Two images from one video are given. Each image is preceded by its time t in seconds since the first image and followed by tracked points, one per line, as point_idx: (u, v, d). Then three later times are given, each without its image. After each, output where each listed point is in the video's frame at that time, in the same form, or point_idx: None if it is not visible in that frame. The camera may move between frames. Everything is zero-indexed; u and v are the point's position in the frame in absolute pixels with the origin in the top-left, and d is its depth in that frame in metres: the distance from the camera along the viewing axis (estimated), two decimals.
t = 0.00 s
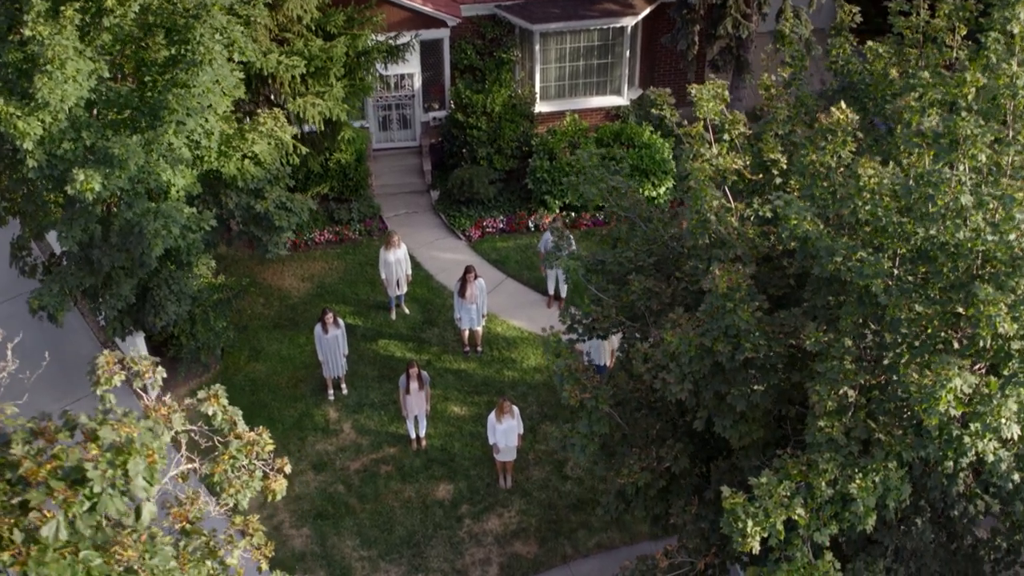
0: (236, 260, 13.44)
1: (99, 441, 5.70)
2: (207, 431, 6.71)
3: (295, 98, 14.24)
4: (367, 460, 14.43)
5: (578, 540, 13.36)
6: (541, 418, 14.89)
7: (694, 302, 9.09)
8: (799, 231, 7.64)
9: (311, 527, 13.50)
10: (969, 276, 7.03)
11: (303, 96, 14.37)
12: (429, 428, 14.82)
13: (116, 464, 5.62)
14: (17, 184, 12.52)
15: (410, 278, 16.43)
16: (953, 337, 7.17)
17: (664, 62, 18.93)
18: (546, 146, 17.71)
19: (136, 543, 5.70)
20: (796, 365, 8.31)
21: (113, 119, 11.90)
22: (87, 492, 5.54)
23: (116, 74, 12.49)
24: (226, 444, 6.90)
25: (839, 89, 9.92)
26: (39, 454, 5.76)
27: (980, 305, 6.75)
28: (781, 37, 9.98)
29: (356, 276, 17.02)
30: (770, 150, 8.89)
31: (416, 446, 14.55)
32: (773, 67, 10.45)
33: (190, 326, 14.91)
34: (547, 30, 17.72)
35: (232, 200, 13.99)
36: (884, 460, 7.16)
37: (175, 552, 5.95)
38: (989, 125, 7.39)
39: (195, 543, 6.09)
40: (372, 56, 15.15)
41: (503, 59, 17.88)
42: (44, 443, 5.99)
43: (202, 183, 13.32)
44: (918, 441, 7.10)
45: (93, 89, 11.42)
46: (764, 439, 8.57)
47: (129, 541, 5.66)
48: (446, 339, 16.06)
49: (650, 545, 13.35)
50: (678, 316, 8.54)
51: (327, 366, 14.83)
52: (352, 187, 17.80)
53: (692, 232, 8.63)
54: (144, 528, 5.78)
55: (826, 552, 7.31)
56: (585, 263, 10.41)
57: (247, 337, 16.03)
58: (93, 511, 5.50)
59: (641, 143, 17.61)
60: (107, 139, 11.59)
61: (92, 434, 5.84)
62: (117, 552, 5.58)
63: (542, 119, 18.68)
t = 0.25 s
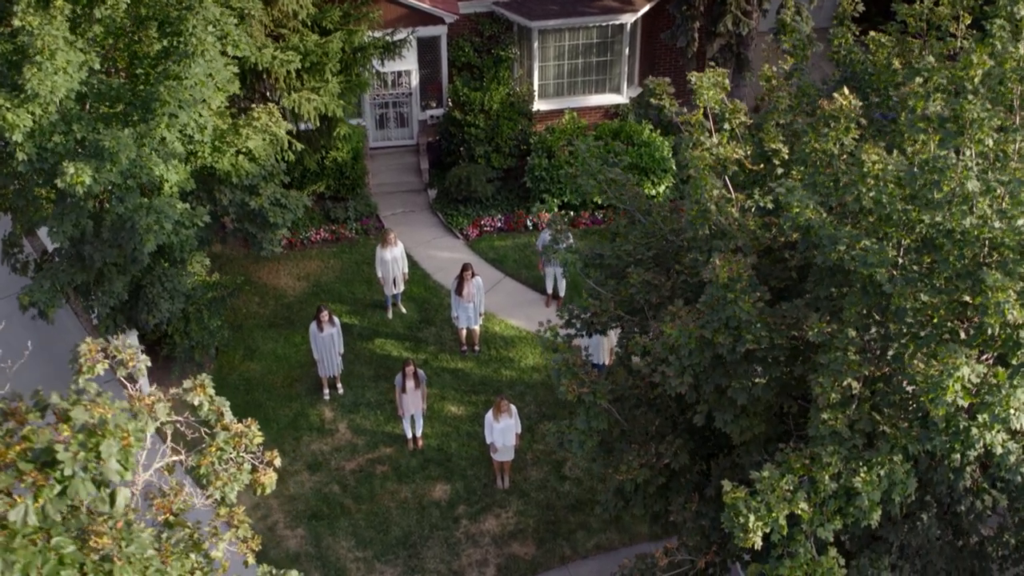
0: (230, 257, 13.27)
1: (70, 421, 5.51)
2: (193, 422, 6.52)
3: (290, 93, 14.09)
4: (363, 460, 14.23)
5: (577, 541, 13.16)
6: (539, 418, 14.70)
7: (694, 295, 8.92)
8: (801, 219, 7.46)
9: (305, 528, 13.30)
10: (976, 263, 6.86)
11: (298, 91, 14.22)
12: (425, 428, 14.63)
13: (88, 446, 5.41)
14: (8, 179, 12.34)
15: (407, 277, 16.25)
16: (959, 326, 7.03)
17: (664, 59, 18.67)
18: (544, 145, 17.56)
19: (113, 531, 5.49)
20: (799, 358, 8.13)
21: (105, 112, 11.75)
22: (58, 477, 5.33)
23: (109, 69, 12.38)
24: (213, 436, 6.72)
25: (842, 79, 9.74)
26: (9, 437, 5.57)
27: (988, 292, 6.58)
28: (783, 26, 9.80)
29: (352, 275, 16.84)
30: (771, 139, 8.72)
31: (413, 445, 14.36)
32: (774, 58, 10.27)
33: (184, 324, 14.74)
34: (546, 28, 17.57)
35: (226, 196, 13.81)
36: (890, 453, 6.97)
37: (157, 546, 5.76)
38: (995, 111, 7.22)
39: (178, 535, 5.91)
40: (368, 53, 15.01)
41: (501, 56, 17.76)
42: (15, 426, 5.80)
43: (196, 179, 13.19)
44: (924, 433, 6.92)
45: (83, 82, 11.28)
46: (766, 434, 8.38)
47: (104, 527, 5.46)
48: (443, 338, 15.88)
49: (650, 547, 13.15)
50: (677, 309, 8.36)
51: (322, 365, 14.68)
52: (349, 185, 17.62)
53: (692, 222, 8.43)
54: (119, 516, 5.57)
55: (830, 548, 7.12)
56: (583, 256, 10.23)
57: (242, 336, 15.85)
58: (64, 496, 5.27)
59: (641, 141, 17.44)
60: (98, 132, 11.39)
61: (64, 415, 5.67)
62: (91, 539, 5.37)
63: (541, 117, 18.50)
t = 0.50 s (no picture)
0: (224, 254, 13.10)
1: (39, 399, 5.37)
2: (178, 413, 6.35)
3: (285, 89, 13.94)
4: (359, 460, 14.04)
5: (575, 542, 12.96)
6: (537, 418, 14.51)
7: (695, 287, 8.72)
8: (804, 207, 7.29)
9: (300, 529, 13.10)
10: (984, 251, 6.69)
11: (293, 87, 14.06)
12: (422, 428, 14.44)
13: (57, 426, 5.27)
14: None
15: (404, 276, 16.06)
16: (967, 316, 6.83)
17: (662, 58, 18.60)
18: (543, 143, 17.38)
19: (87, 517, 5.22)
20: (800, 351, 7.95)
21: (96, 106, 11.59)
22: (27, 457, 5.13)
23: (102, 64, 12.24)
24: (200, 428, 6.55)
25: (844, 69, 9.57)
26: None
27: (997, 278, 6.42)
28: (784, 15, 9.62)
29: (348, 274, 16.66)
30: (773, 128, 8.55)
31: (409, 446, 14.17)
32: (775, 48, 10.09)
33: (177, 323, 14.57)
34: (544, 25, 17.43)
35: (220, 192, 13.64)
36: (895, 445, 6.79)
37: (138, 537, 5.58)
38: (1002, 95, 7.05)
39: (161, 526, 5.72)
40: (364, 49, 14.85)
41: (499, 54, 17.58)
42: None
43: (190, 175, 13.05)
44: (931, 426, 6.74)
45: (74, 74, 11.14)
46: (768, 429, 8.20)
47: (79, 513, 5.16)
48: (440, 338, 15.69)
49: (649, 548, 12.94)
50: (678, 300, 8.18)
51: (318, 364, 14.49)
52: (345, 184, 17.54)
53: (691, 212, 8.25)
54: (93, 500, 5.31)
55: (834, 544, 6.93)
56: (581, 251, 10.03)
57: (236, 336, 15.66)
58: (32, 476, 5.05)
59: (640, 140, 17.29)
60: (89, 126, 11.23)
61: (34, 394, 5.56)
62: (65, 525, 5.09)
63: (539, 116, 18.33)
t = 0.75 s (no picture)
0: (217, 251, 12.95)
1: (7, 373, 5.17)
2: (164, 403, 6.16)
3: (280, 84, 13.77)
4: (355, 461, 13.85)
5: (574, 544, 12.76)
6: (536, 418, 14.32)
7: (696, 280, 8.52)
8: (807, 194, 7.12)
9: (294, 530, 12.90)
10: (992, 237, 6.51)
11: (288, 82, 13.91)
12: (419, 428, 14.24)
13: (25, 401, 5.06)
14: None
15: (400, 275, 15.89)
16: (976, 306, 6.64)
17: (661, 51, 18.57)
18: (542, 141, 17.18)
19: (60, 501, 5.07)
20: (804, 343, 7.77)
21: (88, 100, 11.46)
22: None
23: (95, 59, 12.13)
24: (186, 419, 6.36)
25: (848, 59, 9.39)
26: None
27: (1006, 265, 6.24)
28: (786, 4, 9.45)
29: (345, 273, 16.48)
30: (775, 118, 8.38)
31: (406, 446, 13.98)
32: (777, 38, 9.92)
33: (171, 322, 14.39)
34: (543, 22, 17.29)
35: (214, 189, 13.47)
36: (902, 438, 6.61)
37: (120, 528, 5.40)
38: (1012, 79, 6.88)
39: (143, 516, 5.52)
40: (361, 45, 14.69)
41: (498, 52, 17.41)
42: None
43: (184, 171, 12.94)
44: (938, 418, 6.56)
45: (65, 66, 11.02)
46: (771, 424, 8.01)
47: (51, 498, 5.02)
48: (438, 337, 15.50)
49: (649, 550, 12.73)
50: (678, 292, 8.00)
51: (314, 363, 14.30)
52: (342, 183, 17.39)
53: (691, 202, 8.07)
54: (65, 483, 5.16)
55: (839, 539, 6.74)
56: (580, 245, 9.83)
57: (231, 335, 15.48)
58: None
59: (640, 138, 17.13)
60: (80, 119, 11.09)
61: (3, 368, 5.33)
62: (36, 509, 4.94)
63: (538, 115, 18.17)
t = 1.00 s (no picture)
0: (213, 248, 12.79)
1: None
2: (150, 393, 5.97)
3: (275, 79, 13.62)
4: (350, 462, 13.65)
5: (573, 546, 12.55)
6: (534, 418, 14.13)
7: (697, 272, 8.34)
8: (811, 180, 6.94)
9: (289, 532, 12.69)
10: (1003, 224, 6.32)
11: (283, 78, 13.75)
12: (416, 429, 14.04)
13: None
14: None
15: (397, 275, 15.70)
16: (986, 294, 6.45)
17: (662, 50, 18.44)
18: (541, 140, 16.98)
19: (34, 487, 4.86)
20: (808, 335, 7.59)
21: (80, 94, 11.34)
22: None
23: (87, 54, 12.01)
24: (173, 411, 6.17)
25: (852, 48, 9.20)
26: None
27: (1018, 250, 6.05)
28: None
29: (341, 273, 16.30)
30: (778, 106, 8.19)
31: (402, 447, 13.78)
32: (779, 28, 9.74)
33: (165, 321, 14.21)
34: (542, 20, 17.14)
35: (208, 186, 13.29)
36: (910, 430, 6.42)
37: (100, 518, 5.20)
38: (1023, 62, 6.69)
39: (125, 507, 5.32)
40: (357, 41, 14.52)
41: (496, 50, 17.25)
42: None
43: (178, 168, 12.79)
44: (947, 409, 6.37)
45: (55, 58, 10.90)
46: (774, 419, 7.82)
47: (23, 482, 4.81)
48: (435, 337, 15.30)
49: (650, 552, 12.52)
50: (679, 284, 7.81)
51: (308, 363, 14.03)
52: (338, 182, 17.26)
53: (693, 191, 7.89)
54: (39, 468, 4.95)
55: (846, 535, 6.54)
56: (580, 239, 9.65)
57: (226, 335, 15.29)
58: None
59: (640, 137, 16.96)
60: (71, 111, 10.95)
61: None
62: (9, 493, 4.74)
63: (537, 114, 18.01)
